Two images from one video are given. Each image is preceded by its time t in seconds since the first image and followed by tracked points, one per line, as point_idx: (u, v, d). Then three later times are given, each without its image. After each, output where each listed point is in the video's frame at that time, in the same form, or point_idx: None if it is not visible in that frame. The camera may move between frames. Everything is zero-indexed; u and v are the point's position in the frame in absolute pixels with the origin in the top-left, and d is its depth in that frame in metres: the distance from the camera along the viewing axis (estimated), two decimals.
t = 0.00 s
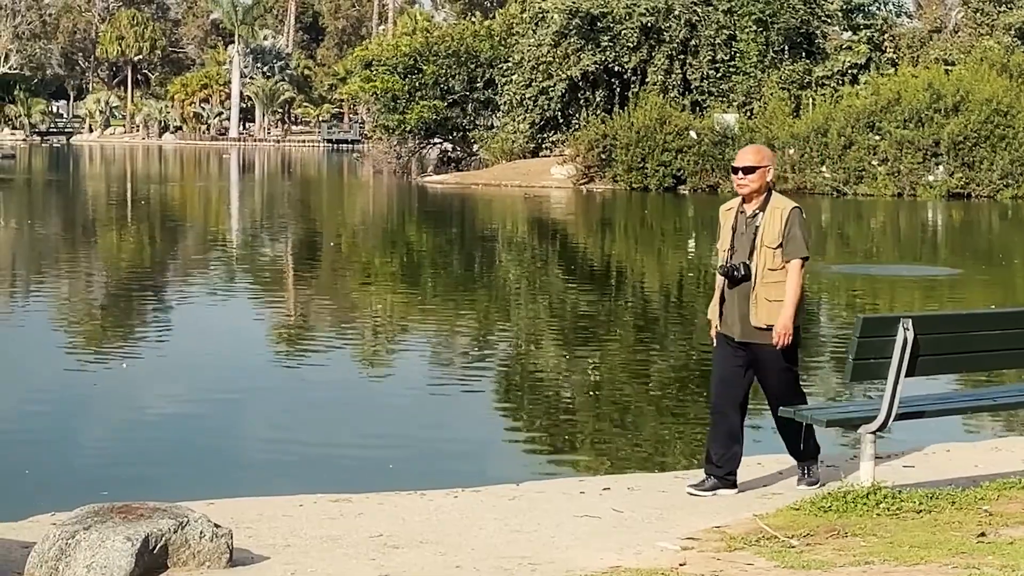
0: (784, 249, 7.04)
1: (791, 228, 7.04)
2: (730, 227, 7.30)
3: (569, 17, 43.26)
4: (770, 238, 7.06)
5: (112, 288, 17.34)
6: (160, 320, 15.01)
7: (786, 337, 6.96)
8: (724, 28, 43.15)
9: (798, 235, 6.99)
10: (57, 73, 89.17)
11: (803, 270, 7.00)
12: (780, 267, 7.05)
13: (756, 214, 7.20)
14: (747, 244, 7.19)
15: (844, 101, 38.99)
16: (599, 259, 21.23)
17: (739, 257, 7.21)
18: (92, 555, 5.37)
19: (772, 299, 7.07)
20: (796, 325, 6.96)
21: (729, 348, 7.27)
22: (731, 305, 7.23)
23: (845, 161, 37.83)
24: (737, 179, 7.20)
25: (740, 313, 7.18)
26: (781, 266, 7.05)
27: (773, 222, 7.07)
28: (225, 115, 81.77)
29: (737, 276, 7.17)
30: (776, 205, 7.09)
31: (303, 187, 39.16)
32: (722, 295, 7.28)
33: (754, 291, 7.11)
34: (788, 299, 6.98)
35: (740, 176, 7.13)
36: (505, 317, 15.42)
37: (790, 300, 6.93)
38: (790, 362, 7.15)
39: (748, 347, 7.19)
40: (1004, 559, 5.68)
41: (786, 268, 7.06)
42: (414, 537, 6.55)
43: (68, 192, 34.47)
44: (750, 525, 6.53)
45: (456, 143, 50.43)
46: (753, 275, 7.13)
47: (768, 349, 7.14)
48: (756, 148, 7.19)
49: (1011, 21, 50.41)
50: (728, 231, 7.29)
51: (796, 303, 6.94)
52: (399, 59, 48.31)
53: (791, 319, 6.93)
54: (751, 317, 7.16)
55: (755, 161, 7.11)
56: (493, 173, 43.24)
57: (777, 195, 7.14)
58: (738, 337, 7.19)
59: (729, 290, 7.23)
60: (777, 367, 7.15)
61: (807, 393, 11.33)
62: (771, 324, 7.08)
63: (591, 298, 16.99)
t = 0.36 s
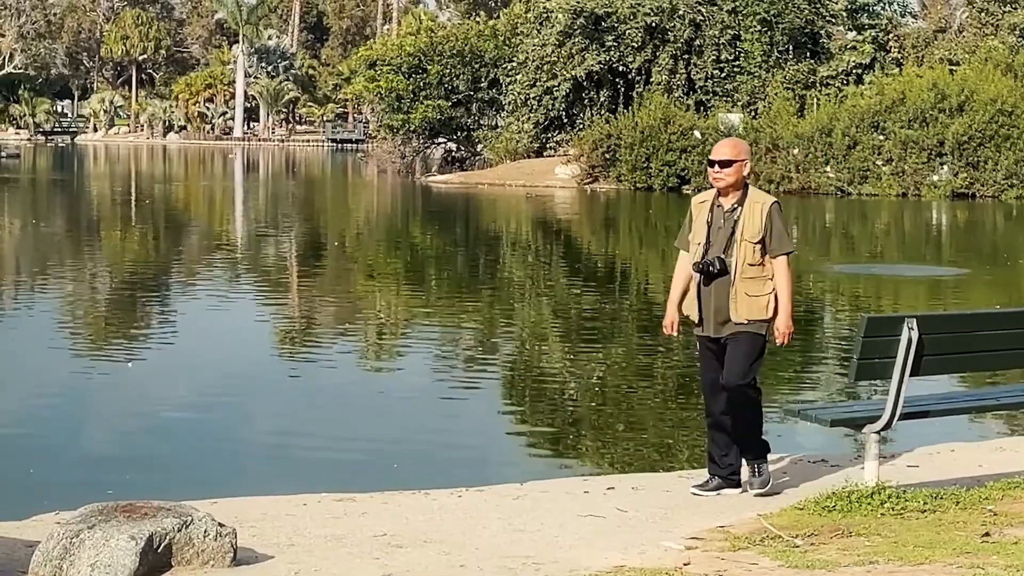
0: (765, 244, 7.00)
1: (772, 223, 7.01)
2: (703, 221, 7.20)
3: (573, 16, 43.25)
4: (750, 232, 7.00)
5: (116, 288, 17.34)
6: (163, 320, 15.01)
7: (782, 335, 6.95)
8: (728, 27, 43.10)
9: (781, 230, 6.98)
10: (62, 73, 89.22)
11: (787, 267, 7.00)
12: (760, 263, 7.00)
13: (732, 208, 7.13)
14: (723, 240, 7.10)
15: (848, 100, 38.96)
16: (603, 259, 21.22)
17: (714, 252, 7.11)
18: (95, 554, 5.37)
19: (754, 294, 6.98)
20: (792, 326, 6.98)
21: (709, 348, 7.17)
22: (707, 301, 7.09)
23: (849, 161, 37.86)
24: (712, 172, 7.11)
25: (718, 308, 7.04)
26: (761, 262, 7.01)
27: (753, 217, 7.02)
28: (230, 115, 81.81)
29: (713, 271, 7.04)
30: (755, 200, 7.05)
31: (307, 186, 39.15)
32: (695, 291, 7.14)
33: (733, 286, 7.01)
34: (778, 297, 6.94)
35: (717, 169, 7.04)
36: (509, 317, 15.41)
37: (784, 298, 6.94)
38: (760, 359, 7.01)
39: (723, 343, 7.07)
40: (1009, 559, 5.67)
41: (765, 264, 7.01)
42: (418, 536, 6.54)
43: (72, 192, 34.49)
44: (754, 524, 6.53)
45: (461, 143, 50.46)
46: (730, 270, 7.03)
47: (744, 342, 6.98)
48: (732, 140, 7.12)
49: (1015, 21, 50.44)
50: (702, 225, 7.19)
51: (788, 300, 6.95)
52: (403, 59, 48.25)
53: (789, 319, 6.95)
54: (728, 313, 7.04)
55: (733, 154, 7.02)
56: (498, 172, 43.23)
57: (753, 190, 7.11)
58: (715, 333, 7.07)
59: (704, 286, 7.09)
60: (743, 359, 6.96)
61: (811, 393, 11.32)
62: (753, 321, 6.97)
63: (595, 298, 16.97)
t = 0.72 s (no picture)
0: (749, 254, 6.98)
1: (755, 230, 6.99)
2: (685, 227, 7.15)
3: (578, 16, 43.15)
4: (734, 242, 6.97)
5: (122, 287, 17.35)
6: (168, 320, 15.01)
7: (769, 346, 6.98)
8: (733, 27, 43.09)
9: (764, 239, 6.97)
10: (67, 73, 89.20)
11: (771, 276, 7.00)
12: (746, 273, 7.00)
13: (715, 215, 7.08)
14: (706, 249, 7.05)
15: (854, 100, 38.93)
16: (607, 259, 21.24)
17: (697, 261, 7.07)
18: (101, 554, 5.38)
19: (741, 304, 6.97)
20: (778, 335, 7.00)
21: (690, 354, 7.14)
22: (692, 309, 7.04)
23: (855, 161, 37.87)
24: (694, 178, 7.03)
25: (703, 318, 7.00)
26: (746, 272, 7.00)
27: (737, 227, 6.99)
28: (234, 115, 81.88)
29: (698, 281, 7.00)
30: (738, 207, 7.01)
31: (312, 186, 39.10)
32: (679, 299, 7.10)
33: (718, 298, 6.98)
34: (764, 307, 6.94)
35: (699, 176, 6.98)
36: (513, 317, 15.41)
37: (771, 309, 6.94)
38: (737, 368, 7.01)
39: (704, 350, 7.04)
40: (1015, 559, 5.66)
41: (750, 273, 7.01)
42: (423, 536, 6.55)
43: (78, 192, 34.50)
44: (760, 524, 6.53)
45: (465, 143, 50.39)
46: (716, 281, 7.00)
47: (725, 352, 6.96)
48: (713, 145, 7.04)
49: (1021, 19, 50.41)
50: (684, 231, 7.14)
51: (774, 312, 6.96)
52: (408, 58, 48.30)
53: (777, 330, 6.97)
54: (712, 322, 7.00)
55: (716, 160, 6.95)
56: (503, 173, 43.18)
57: (735, 196, 7.07)
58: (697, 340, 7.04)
59: (688, 294, 7.04)
60: (721, 365, 6.95)
61: (816, 393, 11.32)
62: (740, 331, 6.96)
63: (599, 298, 16.97)
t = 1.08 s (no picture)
0: (734, 255, 6.84)
1: (741, 233, 6.85)
2: (669, 225, 7.01)
3: (584, 17, 43.18)
4: (719, 242, 6.84)
5: (127, 288, 17.43)
6: (174, 320, 15.06)
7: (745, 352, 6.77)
8: (739, 28, 43.05)
9: (750, 241, 6.83)
10: (73, 74, 89.29)
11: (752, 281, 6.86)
12: (730, 276, 6.85)
13: (699, 215, 6.96)
14: (690, 246, 6.91)
15: (859, 101, 38.93)
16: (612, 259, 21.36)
17: (679, 260, 6.92)
18: (107, 555, 5.39)
19: (723, 307, 6.82)
20: (755, 341, 6.80)
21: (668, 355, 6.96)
22: (671, 309, 6.89)
23: (860, 162, 37.87)
24: (679, 175, 6.93)
25: (683, 317, 6.84)
26: (730, 275, 6.86)
27: (723, 226, 6.85)
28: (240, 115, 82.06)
29: (679, 279, 6.84)
30: (724, 207, 6.88)
31: (318, 187, 39.15)
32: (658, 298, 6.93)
33: (701, 298, 6.83)
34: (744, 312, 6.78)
35: (686, 172, 6.87)
36: (519, 317, 15.48)
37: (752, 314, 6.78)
38: (718, 375, 6.84)
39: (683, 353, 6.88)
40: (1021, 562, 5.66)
41: (734, 277, 6.86)
42: (429, 537, 6.56)
43: (84, 193, 34.60)
44: (766, 527, 6.52)
45: (471, 144, 50.32)
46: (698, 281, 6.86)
47: (703, 358, 6.80)
48: (701, 143, 6.93)
49: None
50: (667, 229, 6.99)
51: (753, 317, 6.80)
52: (414, 60, 48.32)
53: (753, 336, 6.78)
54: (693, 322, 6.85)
55: (704, 158, 6.85)
56: (508, 174, 43.19)
57: (722, 197, 6.94)
58: (675, 341, 6.87)
59: (668, 294, 6.89)
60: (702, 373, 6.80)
61: (822, 394, 11.34)
62: (722, 334, 6.80)
63: (603, 298, 17.06)
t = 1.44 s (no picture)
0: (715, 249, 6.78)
1: (722, 226, 6.79)
2: (655, 222, 7.02)
3: (589, 18, 43.35)
4: (700, 238, 6.80)
5: (132, 288, 17.52)
6: (179, 320, 15.10)
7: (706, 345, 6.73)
8: (744, 29, 42.93)
9: (728, 234, 6.75)
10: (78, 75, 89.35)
11: (732, 273, 6.76)
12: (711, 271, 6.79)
13: (684, 210, 6.92)
14: (675, 243, 6.91)
15: (865, 103, 38.91)
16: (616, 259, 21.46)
17: (668, 257, 6.91)
18: (112, 556, 5.39)
19: (702, 303, 6.79)
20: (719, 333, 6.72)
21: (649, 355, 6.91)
22: (657, 308, 6.89)
23: (866, 163, 37.85)
24: (662, 170, 6.90)
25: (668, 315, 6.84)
26: (711, 269, 6.79)
27: (705, 220, 6.81)
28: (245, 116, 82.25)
29: (667, 277, 6.84)
30: (706, 201, 6.83)
31: (323, 189, 39.11)
32: (646, 296, 6.93)
33: (683, 294, 6.80)
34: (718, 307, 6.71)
35: (666, 167, 6.85)
36: (524, 316, 15.55)
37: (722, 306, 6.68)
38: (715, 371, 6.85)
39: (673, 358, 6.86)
40: None
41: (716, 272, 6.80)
42: (434, 538, 6.57)
43: (89, 194, 34.67)
44: (771, 528, 6.51)
45: (476, 145, 50.14)
46: (682, 277, 6.83)
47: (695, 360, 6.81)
48: (684, 137, 6.91)
49: None
50: (653, 228, 7.00)
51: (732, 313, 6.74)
52: (419, 61, 48.40)
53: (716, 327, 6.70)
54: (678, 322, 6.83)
55: (684, 152, 6.82)
56: (512, 175, 43.18)
57: (706, 191, 6.89)
58: (662, 343, 6.84)
59: (655, 292, 6.89)
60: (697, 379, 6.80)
61: (827, 393, 11.37)
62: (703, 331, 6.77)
63: (608, 298, 17.14)
